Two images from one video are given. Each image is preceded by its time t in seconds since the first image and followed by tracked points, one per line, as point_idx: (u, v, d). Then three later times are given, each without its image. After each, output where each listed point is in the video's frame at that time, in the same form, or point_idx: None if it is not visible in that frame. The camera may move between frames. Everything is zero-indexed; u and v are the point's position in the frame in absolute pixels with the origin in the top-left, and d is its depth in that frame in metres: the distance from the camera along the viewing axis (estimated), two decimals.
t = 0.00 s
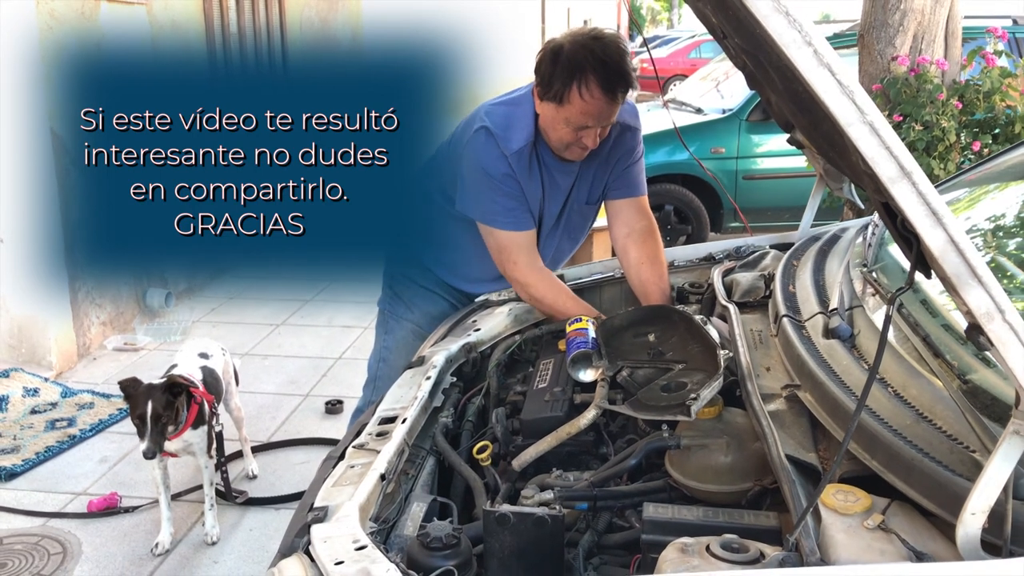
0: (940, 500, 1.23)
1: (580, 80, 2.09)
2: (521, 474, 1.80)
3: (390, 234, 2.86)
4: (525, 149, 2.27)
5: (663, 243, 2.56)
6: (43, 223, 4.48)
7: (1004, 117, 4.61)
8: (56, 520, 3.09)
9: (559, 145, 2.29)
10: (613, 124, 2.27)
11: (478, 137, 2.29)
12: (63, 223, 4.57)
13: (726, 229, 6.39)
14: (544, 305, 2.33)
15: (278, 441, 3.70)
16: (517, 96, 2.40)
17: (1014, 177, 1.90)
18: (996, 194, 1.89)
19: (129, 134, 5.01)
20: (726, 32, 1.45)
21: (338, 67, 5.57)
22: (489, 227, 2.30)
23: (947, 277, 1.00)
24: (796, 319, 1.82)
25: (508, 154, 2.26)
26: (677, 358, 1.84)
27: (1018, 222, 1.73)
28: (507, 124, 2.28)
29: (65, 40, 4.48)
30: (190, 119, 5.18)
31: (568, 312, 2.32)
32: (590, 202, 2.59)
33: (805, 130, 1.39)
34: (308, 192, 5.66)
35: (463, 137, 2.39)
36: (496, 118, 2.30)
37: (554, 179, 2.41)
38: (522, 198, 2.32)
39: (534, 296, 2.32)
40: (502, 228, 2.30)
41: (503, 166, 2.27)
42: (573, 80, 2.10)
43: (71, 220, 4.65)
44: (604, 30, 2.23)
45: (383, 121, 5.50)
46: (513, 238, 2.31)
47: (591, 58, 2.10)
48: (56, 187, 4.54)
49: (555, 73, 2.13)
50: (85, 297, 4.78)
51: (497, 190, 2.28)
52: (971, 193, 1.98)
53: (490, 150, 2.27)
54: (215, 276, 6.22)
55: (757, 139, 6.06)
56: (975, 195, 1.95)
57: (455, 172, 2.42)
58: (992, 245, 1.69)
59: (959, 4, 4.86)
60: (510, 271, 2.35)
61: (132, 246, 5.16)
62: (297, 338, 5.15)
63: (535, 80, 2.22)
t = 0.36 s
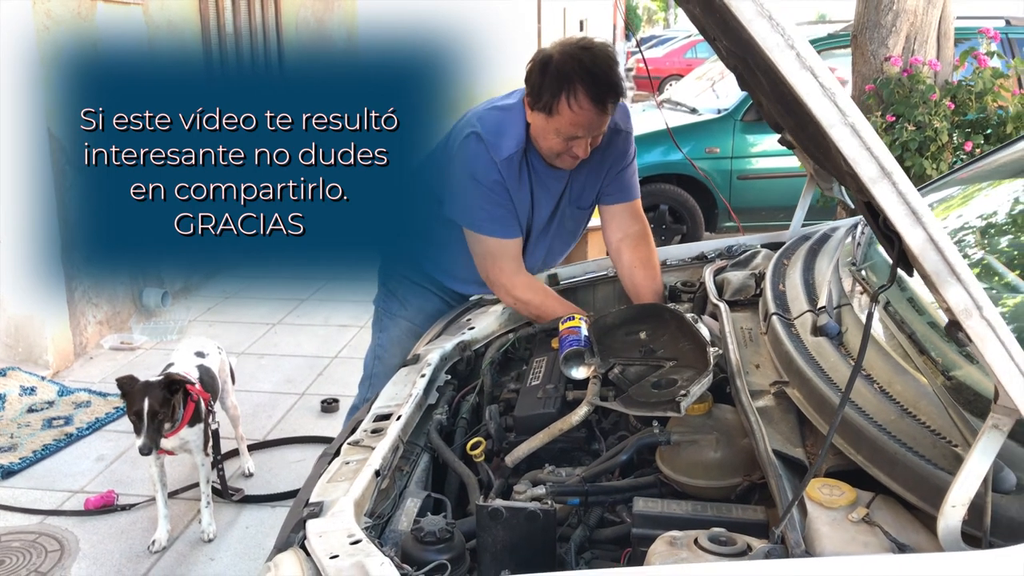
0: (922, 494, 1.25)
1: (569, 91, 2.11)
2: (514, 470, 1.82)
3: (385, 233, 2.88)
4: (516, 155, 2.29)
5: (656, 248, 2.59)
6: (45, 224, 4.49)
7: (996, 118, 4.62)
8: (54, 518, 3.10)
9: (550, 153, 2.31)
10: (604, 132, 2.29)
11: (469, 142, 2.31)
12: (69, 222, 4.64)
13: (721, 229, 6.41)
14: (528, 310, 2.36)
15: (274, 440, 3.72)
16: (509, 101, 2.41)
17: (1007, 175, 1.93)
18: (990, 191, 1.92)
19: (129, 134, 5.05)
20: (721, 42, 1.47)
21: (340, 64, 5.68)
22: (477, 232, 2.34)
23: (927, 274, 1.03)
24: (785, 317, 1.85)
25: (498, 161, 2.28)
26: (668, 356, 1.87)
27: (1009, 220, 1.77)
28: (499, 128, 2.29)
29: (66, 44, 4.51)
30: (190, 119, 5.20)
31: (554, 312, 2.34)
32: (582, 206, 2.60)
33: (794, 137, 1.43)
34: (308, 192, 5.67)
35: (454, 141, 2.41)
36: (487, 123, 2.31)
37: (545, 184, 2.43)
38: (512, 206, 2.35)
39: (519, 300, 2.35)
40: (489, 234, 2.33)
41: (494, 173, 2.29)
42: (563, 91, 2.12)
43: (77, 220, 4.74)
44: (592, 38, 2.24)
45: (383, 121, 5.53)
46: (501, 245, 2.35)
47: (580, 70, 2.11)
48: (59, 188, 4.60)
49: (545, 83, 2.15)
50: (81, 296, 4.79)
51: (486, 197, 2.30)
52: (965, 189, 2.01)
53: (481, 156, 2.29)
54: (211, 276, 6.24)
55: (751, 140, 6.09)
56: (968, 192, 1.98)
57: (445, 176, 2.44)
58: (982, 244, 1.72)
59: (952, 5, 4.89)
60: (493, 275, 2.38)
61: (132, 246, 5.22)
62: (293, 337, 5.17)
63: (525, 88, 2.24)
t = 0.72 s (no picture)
0: (905, 491, 1.29)
1: (585, 92, 2.13)
2: (515, 467, 1.87)
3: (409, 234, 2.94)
4: (530, 155, 2.33)
5: (667, 250, 2.61)
6: (44, 219, 4.56)
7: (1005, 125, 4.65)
8: (71, 513, 3.18)
9: (566, 152, 2.36)
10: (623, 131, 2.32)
11: (483, 141, 2.37)
12: (69, 220, 4.68)
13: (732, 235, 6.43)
14: (536, 309, 2.40)
15: (286, 439, 3.79)
16: (527, 98, 2.45)
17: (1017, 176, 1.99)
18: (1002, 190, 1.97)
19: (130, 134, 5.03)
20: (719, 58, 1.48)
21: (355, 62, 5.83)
22: (489, 232, 2.39)
23: (903, 276, 1.07)
24: (781, 320, 1.88)
25: (512, 160, 2.33)
26: (665, 357, 1.91)
27: (1019, 222, 1.83)
28: (513, 129, 2.35)
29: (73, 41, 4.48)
30: (190, 119, 5.25)
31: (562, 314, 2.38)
32: (600, 205, 2.62)
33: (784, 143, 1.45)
34: (308, 192, 5.76)
35: (470, 140, 2.47)
36: (502, 122, 2.37)
37: (561, 183, 2.47)
38: (525, 205, 2.39)
39: (530, 299, 2.39)
40: (498, 233, 2.38)
41: (507, 173, 2.35)
42: (580, 92, 2.14)
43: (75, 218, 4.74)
44: (613, 36, 2.25)
45: (383, 121, 5.68)
46: (513, 245, 2.40)
47: (596, 70, 2.12)
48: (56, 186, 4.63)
49: (561, 83, 2.18)
50: (99, 297, 4.89)
51: (501, 196, 2.36)
52: (976, 190, 2.06)
53: (496, 156, 2.34)
54: (226, 278, 6.35)
55: (763, 145, 6.11)
56: (980, 192, 2.03)
57: (462, 174, 2.51)
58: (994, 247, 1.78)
59: (962, 12, 4.91)
60: (504, 275, 2.42)
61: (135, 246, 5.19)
62: (306, 338, 5.24)
63: (543, 87, 2.27)
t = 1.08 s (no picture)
0: (896, 479, 1.34)
1: (595, 112, 2.20)
2: (526, 459, 1.94)
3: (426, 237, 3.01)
4: (543, 167, 2.39)
5: (679, 253, 2.66)
6: (44, 219, 4.59)
7: None
8: (101, 504, 3.29)
9: (578, 166, 2.42)
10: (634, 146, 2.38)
11: (497, 152, 2.43)
12: (69, 220, 4.70)
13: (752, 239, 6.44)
14: (547, 311, 2.46)
15: (309, 435, 3.89)
16: (541, 108, 2.51)
17: None
18: None
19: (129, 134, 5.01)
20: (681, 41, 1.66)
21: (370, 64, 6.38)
22: (501, 239, 2.46)
23: (889, 271, 1.12)
24: (786, 318, 1.93)
25: (525, 172, 2.39)
26: (672, 353, 1.97)
27: None
28: (527, 141, 2.41)
29: (72, 37, 4.47)
30: (190, 119, 5.27)
31: (574, 313, 2.42)
32: (614, 210, 2.68)
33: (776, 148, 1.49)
34: (308, 192, 5.94)
35: (485, 150, 2.54)
36: (515, 133, 2.43)
37: (573, 192, 2.53)
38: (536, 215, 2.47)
39: (540, 301, 2.45)
40: (510, 240, 2.45)
41: (520, 185, 2.41)
42: (589, 112, 2.21)
43: (74, 217, 4.73)
44: (625, 53, 2.30)
45: (383, 121, 6.01)
46: (525, 252, 2.47)
47: (605, 91, 2.18)
48: (56, 184, 4.64)
49: (572, 102, 2.24)
50: (129, 297, 5.04)
51: (513, 207, 2.43)
52: (997, 187, 2.13)
53: (509, 167, 2.41)
54: (252, 279, 6.47)
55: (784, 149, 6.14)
56: (1002, 188, 2.10)
57: (478, 180, 2.57)
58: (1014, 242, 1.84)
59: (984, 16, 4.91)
60: (515, 278, 2.49)
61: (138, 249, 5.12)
62: (329, 338, 5.35)
63: (555, 104, 2.34)
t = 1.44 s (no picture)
0: (892, 471, 1.39)
1: (605, 117, 2.25)
2: (537, 454, 1.99)
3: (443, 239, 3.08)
4: (558, 169, 2.45)
5: (689, 255, 2.70)
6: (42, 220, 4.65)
7: None
8: (123, 498, 3.38)
9: (590, 169, 2.48)
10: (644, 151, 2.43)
11: (515, 153, 2.50)
12: (68, 220, 4.74)
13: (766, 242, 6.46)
14: (558, 311, 2.51)
15: (327, 433, 3.97)
16: (556, 113, 2.57)
17: None
18: None
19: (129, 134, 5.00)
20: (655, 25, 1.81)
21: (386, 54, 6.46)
22: (515, 240, 2.52)
23: (884, 269, 1.15)
24: (792, 318, 1.97)
25: (541, 173, 2.45)
26: (681, 351, 2.02)
27: None
28: (543, 143, 2.47)
29: (78, 41, 4.50)
30: (190, 119, 5.28)
31: (584, 312, 2.47)
32: (626, 212, 2.73)
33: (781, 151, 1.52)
34: (308, 192, 6.03)
35: (503, 151, 2.61)
36: (533, 135, 2.50)
37: (586, 194, 2.57)
38: (550, 216, 2.52)
39: (549, 301, 2.51)
40: (522, 240, 2.50)
41: (536, 185, 2.47)
42: (600, 117, 2.26)
43: (77, 216, 4.78)
44: (639, 60, 2.37)
45: (382, 121, 6.16)
46: (540, 253, 2.52)
47: (615, 97, 2.23)
48: (61, 184, 4.69)
49: (584, 106, 2.30)
50: (150, 297, 5.15)
51: (528, 207, 2.48)
52: (1010, 187, 2.16)
53: (525, 167, 2.47)
54: (267, 282, 6.57)
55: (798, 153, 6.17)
56: (1015, 188, 2.13)
57: (495, 182, 2.64)
58: None
59: (998, 20, 4.92)
60: (525, 278, 2.53)
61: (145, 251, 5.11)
62: (346, 339, 5.43)
63: (569, 108, 2.40)
